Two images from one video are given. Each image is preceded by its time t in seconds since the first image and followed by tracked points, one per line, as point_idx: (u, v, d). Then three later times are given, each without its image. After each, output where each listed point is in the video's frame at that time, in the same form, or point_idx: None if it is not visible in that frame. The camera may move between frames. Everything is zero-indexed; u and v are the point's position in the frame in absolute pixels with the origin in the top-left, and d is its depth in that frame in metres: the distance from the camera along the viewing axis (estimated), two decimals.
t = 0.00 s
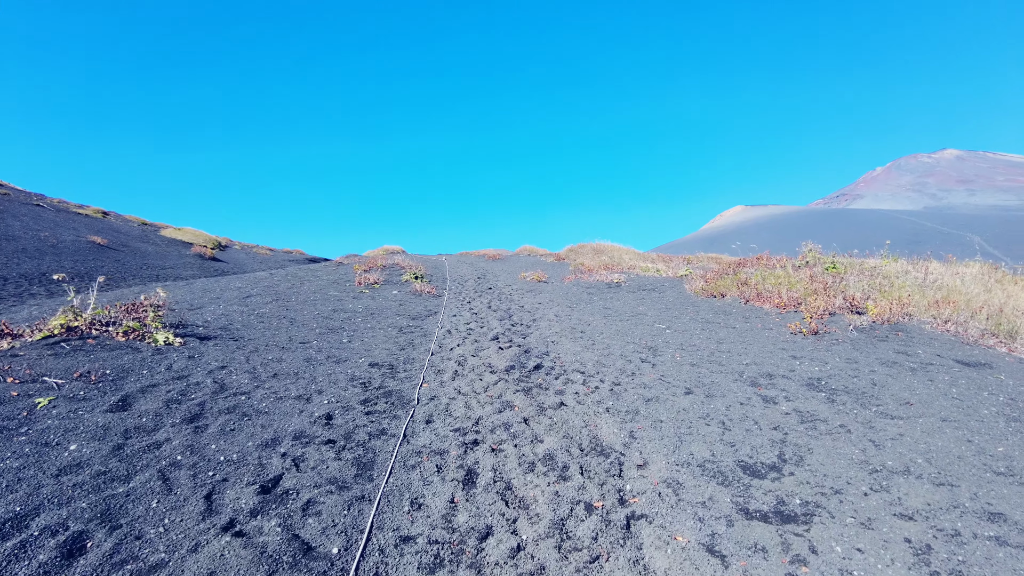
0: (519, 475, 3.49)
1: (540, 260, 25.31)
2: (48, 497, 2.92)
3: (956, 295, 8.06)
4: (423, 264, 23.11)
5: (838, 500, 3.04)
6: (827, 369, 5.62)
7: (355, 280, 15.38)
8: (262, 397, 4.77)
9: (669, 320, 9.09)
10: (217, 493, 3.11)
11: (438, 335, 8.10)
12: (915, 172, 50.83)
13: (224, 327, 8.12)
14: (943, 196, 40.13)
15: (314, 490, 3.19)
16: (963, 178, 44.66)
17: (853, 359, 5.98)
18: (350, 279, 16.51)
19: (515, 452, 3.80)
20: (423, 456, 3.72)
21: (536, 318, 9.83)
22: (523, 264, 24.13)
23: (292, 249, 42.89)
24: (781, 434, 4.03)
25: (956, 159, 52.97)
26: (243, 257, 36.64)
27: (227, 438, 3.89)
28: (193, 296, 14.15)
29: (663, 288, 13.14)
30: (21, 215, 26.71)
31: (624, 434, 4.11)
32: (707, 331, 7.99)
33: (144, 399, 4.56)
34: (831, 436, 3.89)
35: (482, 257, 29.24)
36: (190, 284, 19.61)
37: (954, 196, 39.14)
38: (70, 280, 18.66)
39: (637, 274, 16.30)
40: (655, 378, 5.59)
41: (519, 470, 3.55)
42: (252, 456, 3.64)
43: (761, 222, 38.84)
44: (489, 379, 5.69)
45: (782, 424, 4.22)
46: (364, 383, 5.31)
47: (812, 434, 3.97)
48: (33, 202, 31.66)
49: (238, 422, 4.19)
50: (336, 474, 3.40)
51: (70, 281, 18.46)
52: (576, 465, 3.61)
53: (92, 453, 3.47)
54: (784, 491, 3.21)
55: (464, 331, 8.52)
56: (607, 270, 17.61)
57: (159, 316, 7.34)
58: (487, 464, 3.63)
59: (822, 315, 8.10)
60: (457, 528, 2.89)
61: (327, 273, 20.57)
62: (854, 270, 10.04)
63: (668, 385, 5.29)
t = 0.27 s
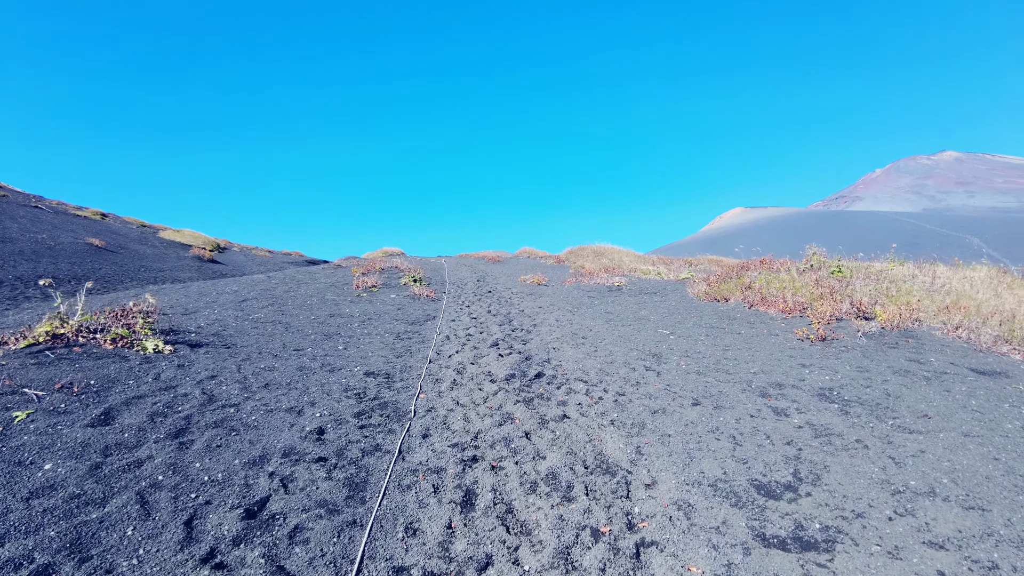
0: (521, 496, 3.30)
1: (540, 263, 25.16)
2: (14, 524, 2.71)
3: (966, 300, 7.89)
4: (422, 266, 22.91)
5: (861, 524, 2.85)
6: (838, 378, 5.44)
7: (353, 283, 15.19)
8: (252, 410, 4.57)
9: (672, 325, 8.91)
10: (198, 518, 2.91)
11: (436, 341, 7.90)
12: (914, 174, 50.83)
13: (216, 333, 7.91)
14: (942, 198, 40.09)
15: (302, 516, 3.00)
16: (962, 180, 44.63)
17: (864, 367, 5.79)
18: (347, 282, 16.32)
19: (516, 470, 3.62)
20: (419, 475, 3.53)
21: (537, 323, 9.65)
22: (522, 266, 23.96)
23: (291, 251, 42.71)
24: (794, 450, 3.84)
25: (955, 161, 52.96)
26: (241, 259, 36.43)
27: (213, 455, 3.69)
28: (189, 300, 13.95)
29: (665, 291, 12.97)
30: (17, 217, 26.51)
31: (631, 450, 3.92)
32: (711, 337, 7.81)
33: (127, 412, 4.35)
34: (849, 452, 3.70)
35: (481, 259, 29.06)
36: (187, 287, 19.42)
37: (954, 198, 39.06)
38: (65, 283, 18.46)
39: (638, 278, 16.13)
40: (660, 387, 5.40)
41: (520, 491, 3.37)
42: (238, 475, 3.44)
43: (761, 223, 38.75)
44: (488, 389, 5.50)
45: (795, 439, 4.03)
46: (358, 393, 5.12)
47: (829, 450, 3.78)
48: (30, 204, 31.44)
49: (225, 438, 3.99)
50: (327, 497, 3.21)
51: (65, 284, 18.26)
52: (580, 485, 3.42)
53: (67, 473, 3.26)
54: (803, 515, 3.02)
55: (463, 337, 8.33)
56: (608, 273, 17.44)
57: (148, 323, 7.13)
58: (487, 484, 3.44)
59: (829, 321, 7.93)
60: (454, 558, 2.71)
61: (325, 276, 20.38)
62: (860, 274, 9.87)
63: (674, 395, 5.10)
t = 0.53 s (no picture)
0: (517, 515, 3.13)
1: (539, 264, 25.01)
2: None
3: (973, 304, 7.73)
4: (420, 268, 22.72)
5: (880, 547, 2.67)
6: (846, 385, 5.27)
7: (350, 285, 15.00)
8: (238, 420, 4.38)
9: (673, 329, 8.74)
10: (173, 541, 2.72)
11: (432, 345, 7.72)
12: (913, 175, 50.81)
13: (207, 338, 7.71)
14: (941, 199, 40.05)
15: (285, 538, 2.82)
16: (961, 181, 44.60)
17: (872, 373, 5.63)
18: (344, 284, 16.14)
19: (512, 486, 3.44)
20: (410, 492, 3.35)
21: (535, 326, 9.47)
22: (521, 268, 23.79)
23: (289, 252, 42.54)
24: (805, 463, 3.66)
25: (954, 162, 52.98)
26: (239, 260, 36.22)
27: (193, 469, 3.49)
28: (182, 303, 13.74)
29: (666, 293, 12.80)
30: (11, 217, 26.26)
31: (634, 463, 3.74)
32: (714, 342, 7.63)
33: (107, 422, 4.15)
34: (863, 465, 3.52)
35: (480, 260, 28.89)
36: (182, 289, 19.21)
37: (954, 199, 38.98)
38: (59, 285, 18.25)
39: (637, 279, 15.97)
40: (662, 395, 5.22)
41: (517, 509, 3.19)
42: (218, 492, 3.25)
43: (760, 224, 38.65)
44: (485, 396, 5.32)
45: (806, 451, 3.86)
46: (350, 402, 4.93)
47: (841, 462, 3.60)
48: (27, 205, 31.24)
49: (208, 451, 3.79)
50: (311, 516, 3.03)
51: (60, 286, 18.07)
52: (581, 502, 3.25)
53: (35, 491, 3.06)
54: (818, 535, 2.84)
55: (460, 341, 8.15)
56: (607, 274, 17.29)
57: (135, 328, 6.92)
58: (482, 501, 3.26)
59: (835, 325, 7.80)
60: None
61: (322, 277, 20.19)
62: (864, 277, 9.72)
63: (678, 403, 4.93)
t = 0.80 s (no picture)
0: (514, 530, 2.94)
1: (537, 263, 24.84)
2: None
3: (981, 304, 7.57)
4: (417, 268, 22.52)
5: (904, 566, 2.49)
6: (855, 389, 5.08)
7: (345, 285, 14.80)
8: (221, 427, 4.18)
9: (675, 329, 8.55)
10: (142, 562, 2.52)
11: (427, 347, 7.51)
12: (911, 175, 50.80)
13: (196, 339, 7.49)
14: (940, 198, 40.01)
15: (264, 557, 2.63)
16: (959, 181, 44.59)
17: (881, 376, 5.45)
18: (340, 284, 15.93)
19: (509, 498, 3.25)
20: (400, 505, 3.17)
21: (534, 327, 9.27)
22: (520, 268, 23.59)
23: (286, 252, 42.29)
24: (818, 473, 3.48)
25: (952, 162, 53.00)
26: (235, 260, 35.95)
27: (170, 479, 3.29)
28: (175, 303, 13.50)
29: (666, 293, 12.62)
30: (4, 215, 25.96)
31: (637, 473, 3.56)
32: (717, 343, 7.45)
33: (82, 429, 3.94)
34: (879, 475, 3.34)
35: (478, 260, 28.70)
36: (177, 289, 18.97)
37: (952, 199, 38.94)
38: (52, 285, 18.00)
39: (637, 279, 15.80)
40: (666, 399, 5.03)
41: (514, 523, 3.00)
42: (196, 505, 3.05)
43: (759, 224, 38.56)
44: (481, 400, 5.13)
45: (817, 458, 3.68)
46: (340, 407, 4.73)
47: (856, 471, 3.42)
48: (20, 204, 30.91)
49: (187, 460, 3.59)
50: (294, 533, 2.83)
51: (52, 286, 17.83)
52: (581, 516, 3.07)
53: None
54: (835, 552, 2.66)
55: (457, 343, 7.96)
56: (606, 274, 17.12)
57: (120, 329, 6.68)
58: (477, 515, 3.07)
59: (838, 325, 7.74)
60: None
61: (318, 277, 19.97)
62: (868, 276, 9.56)
63: (682, 408, 4.74)
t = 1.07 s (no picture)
0: (515, 554, 2.75)
1: (536, 265, 24.67)
2: None
3: (991, 307, 7.40)
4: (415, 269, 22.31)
5: None
6: (868, 396, 4.90)
7: (342, 287, 14.60)
8: (206, 439, 3.97)
9: (678, 333, 8.36)
10: None
11: (424, 352, 7.31)
12: (910, 176, 50.81)
13: (186, 344, 7.27)
14: (938, 199, 39.99)
15: None
16: (958, 182, 44.57)
17: (894, 383, 5.27)
18: (337, 286, 15.73)
19: (509, 518, 3.06)
20: (393, 526, 2.97)
21: (534, 330, 9.08)
22: (518, 269, 23.38)
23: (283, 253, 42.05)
24: (835, 489, 3.29)
25: (950, 163, 53.02)
26: (232, 260, 35.68)
27: (146, 497, 3.08)
28: (168, 305, 13.27)
29: (667, 295, 12.44)
30: None
31: (644, 490, 3.37)
32: (721, 348, 7.27)
33: (57, 442, 3.72)
34: (901, 491, 3.15)
35: (476, 261, 28.50)
36: (171, 290, 18.74)
37: (951, 199, 38.91)
38: (44, 287, 17.75)
39: (637, 280, 15.63)
40: (671, 407, 4.83)
41: (514, 546, 2.81)
42: (173, 527, 2.84)
43: (758, 225, 38.47)
44: (480, 409, 4.93)
45: (834, 473, 3.49)
46: (332, 417, 4.53)
47: (876, 487, 3.23)
48: (15, 204, 30.63)
49: (167, 475, 3.38)
50: (277, 559, 2.63)
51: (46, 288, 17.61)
52: (586, 538, 2.88)
53: None
54: None
55: (455, 347, 7.76)
56: (606, 275, 16.95)
57: (106, 333, 6.45)
58: (475, 537, 2.88)
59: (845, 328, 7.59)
60: None
61: (315, 278, 19.76)
62: (873, 278, 9.39)
63: (688, 418, 4.55)
